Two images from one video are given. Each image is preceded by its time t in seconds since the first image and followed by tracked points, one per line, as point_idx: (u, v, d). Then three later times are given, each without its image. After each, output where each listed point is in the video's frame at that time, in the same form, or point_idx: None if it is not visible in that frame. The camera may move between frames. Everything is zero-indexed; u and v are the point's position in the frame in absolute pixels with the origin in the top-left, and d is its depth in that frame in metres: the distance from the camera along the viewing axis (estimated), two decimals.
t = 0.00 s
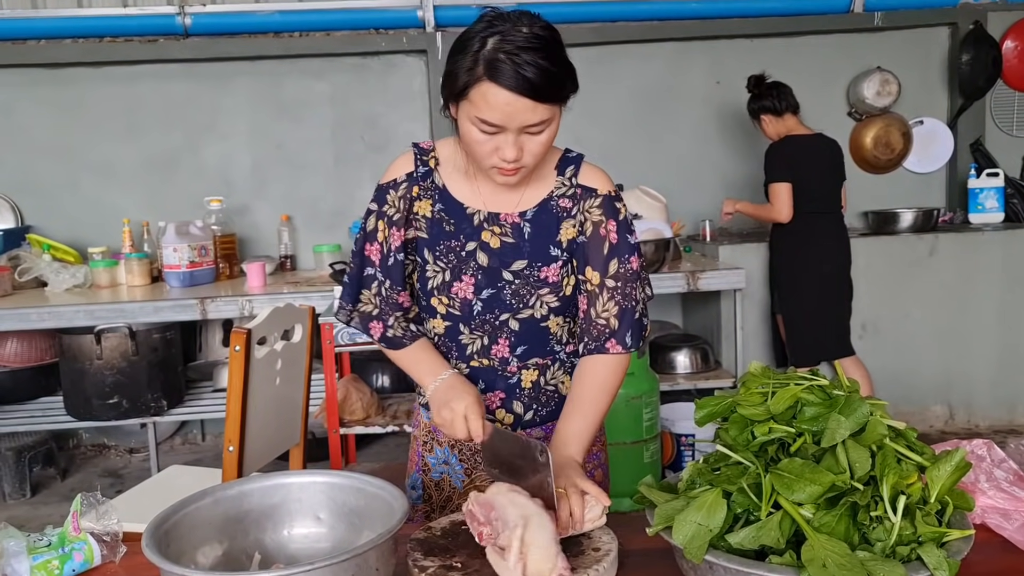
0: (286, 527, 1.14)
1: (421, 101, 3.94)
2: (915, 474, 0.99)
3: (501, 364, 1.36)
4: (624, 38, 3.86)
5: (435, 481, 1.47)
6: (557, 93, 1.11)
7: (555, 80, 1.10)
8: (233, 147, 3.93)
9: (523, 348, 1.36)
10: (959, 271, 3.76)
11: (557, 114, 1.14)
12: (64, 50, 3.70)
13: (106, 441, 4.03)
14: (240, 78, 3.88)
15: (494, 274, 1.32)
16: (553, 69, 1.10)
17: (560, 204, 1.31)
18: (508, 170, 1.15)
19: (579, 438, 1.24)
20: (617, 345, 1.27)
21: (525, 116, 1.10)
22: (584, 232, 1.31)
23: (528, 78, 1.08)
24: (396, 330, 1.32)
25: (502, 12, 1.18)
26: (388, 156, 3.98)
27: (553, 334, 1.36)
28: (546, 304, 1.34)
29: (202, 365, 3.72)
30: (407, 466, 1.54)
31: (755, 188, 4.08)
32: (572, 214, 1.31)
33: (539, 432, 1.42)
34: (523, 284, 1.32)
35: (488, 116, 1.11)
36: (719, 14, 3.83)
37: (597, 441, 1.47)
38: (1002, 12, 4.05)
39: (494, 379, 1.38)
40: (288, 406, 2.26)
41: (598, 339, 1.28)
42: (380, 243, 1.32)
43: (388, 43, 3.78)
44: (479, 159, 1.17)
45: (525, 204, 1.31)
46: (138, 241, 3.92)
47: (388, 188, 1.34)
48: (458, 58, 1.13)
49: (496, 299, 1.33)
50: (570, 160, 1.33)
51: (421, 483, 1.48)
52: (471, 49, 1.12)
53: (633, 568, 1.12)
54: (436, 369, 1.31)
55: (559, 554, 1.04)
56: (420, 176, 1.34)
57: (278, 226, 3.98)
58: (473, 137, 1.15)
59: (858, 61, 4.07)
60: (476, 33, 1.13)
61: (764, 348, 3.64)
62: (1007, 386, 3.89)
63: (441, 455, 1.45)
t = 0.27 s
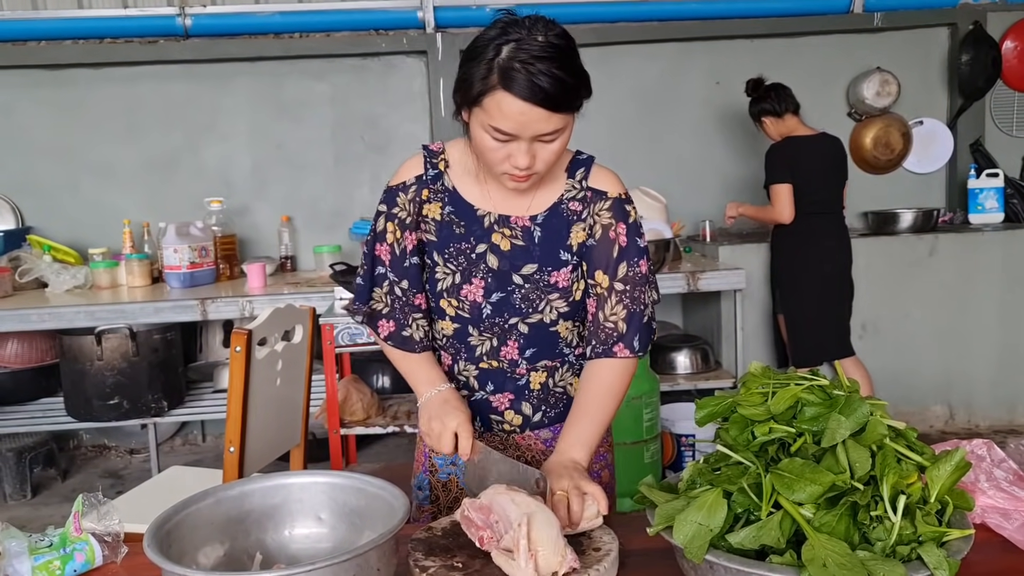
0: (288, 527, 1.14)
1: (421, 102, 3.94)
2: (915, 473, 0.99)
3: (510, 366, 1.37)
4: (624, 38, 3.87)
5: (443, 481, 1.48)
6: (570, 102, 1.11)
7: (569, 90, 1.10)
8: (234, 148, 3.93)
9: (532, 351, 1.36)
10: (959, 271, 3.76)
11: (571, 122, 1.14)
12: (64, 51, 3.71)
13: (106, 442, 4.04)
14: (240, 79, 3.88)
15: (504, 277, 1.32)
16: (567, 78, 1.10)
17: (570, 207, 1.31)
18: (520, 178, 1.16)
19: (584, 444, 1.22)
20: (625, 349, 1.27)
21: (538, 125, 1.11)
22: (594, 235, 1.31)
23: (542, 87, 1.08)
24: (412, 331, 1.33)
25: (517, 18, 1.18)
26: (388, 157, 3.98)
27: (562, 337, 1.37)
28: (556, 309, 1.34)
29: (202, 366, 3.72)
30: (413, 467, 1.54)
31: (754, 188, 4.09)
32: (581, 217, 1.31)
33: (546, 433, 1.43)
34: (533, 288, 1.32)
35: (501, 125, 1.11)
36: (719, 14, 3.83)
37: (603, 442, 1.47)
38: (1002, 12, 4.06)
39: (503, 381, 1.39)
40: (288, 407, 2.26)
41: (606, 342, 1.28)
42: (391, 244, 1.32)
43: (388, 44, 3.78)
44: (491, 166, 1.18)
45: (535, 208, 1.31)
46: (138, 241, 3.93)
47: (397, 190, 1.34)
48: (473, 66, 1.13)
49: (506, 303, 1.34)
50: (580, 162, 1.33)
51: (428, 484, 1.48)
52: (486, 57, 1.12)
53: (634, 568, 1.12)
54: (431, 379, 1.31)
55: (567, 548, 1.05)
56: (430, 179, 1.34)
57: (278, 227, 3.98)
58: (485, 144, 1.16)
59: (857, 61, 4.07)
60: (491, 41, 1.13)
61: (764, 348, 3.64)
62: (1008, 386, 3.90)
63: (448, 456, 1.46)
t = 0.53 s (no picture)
0: (290, 529, 1.15)
1: (421, 105, 3.95)
2: (915, 474, 0.99)
3: (512, 373, 1.37)
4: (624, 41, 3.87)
5: (443, 483, 1.48)
6: (577, 111, 1.12)
7: (575, 98, 1.10)
8: (235, 150, 3.93)
9: (535, 359, 1.37)
10: (960, 273, 3.76)
11: (576, 130, 1.15)
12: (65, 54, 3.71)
13: (106, 444, 4.03)
14: (241, 81, 3.89)
15: (509, 289, 1.32)
16: (573, 86, 1.10)
17: (574, 213, 1.32)
18: (523, 183, 1.17)
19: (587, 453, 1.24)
20: (628, 356, 1.28)
21: (544, 133, 1.11)
22: (597, 242, 1.32)
23: (549, 95, 1.08)
24: (427, 346, 1.31)
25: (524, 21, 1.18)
26: (389, 159, 3.98)
27: (565, 345, 1.37)
28: (561, 319, 1.34)
29: (203, 368, 3.73)
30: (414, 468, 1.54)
31: (754, 190, 4.09)
32: (585, 224, 1.32)
33: (547, 436, 1.43)
34: (538, 300, 1.32)
35: (506, 132, 1.12)
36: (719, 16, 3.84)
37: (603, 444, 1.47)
38: (1001, 14, 4.06)
39: (505, 387, 1.39)
40: (289, 408, 2.26)
41: (610, 349, 1.29)
42: (396, 259, 1.31)
43: (389, 46, 3.78)
44: (494, 170, 1.19)
45: (539, 216, 1.31)
46: (139, 244, 3.93)
47: (405, 202, 1.33)
48: (480, 70, 1.13)
49: (511, 315, 1.34)
50: (584, 168, 1.34)
51: (429, 485, 1.48)
52: (493, 63, 1.12)
53: (636, 568, 1.13)
54: (459, 422, 1.29)
55: (581, 550, 1.06)
56: (438, 190, 1.33)
57: (279, 229, 3.99)
58: (490, 149, 1.16)
59: (857, 63, 4.07)
60: (499, 46, 1.13)
61: (764, 350, 3.64)
62: (1008, 388, 3.90)
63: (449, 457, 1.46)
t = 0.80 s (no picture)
0: (290, 529, 1.15)
1: (420, 106, 3.95)
2: (915, 474, 0.99)
3: (513, 376, 1.37)
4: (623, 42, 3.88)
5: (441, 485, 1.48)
6: (577, 117, 1.12)
7: (576, 105, 1.10)
8: (234, 152, 3.94)
9: (536, 362, 1.37)
10: (958, 274, 3.77)
11: (577, 136, 1.15)
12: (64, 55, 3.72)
13: (106, 445, 4.04)
14: (240, 83, 3.89)
15: (510, 293, 1.32)
16: (575, 92, 1.10)
17: (577, 220, 1.32)
18: (523, 188, 1.17)
19: (589, 458, 1.25)
20: (632, 363, 1.28)
21: (544, 139, 1.11)
22: (600, 249, 1.32)
23: (550, 102, 1.08)
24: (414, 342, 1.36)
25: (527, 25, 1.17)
26: (388, 161, 3.99)
27: (565, 348, 1.37)
28: (562, 324, 1.34)
29: (202, 369, 3.73)
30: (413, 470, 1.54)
31: (753, 191, 4.10)
32: (587, 231, 1.32)
33: (547, 437, 1.42)
34: (540, 304, 1.33)
35: (507, 138, 1.12)
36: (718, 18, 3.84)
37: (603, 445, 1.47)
38: (1000, 16, 4.07)
39: (506, 391, 1.39)
40: (289, 409, 2.26)
41: (613, 355, 1.29)
42: (393, 255, 1.32)
43: (388, 48, 3.78)
44: (495, 175, 1.19)
45: (540, 222, 1.31)
46: (138, 245, 3.93)
47: (402, 201, 1.34)
48: (481, 75, 1.13)
49: (512, 318, 1.34)
50: (586, 174, 1.34)
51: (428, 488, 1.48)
52: (494, 68, 1.12)
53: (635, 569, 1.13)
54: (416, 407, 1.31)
55: (574, 550, 1.06)
56: (438, 192, 1.34)
57: (278, 231, 3.99)
58: (490, 154, 1.17)
59: (856, 64, 4.08)
60: (500, 51, 1.13)
61: (763, 351, 3.65)
62: (1007, 389, 3.90)
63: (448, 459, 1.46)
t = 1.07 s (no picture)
0: (288, 528, 1.15)
1: (418, 106, 3.95)
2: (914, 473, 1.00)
3: (495, 371, 1.38)
4: (621, 43, 3.88)
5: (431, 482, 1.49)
6: (550, 104, 1.13)
7: (548, 92, 1.11)
8: (233, 152, 3.94)
9: (518, 355, 1.37)
10: (956, 274, 3.77)
11: (551, 124, 1.15)
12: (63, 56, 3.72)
13: (105, 446, 4.04)
14: (239, 83, 3.89)
15: (489, 285, 1.33)
16: (546, 80, 1.11)
17: (558, 213, 1.32)
18: (500, 178, 1.17)
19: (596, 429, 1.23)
20: (625, 350, 1.27)
21: (517, 127, 1.12)
22: (585, 242, 1.32)
23: (522, 88, 1.09)
24: (406, 345, 1.35)
25: (500, 19, 1.19)
26: (386, 161, 3.99)
27: (547, 342, 1.37)
28: (541, 314, 1.35)
29: (201, 370, 3.73)
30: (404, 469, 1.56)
31: (752, 191, 4.10)
32: (570, 223, 1.32)
33: (533, 435, 1.42)
34: (518, 294, 1.34)
35: (480, 125, 1.13)
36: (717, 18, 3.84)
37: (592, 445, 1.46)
38: (998, 16, 4.07)
39: (488, 386, 1.39)
40: (288, 409, 2.26)
41: (608, 345, 1.28)
42: (380, 256, 1.34)
43: (387, 48, 3.78)
44: (472, 166, 1.19)
45: (523, 212, 1.32)
46: (137, 245, 3.93)
47: (385, 202, 1.35)
48: (454, 65, 1.14)
49: (491, 310, 1.35)
50: (568, 167, 1.34)
51: (417, 486, 1.49)
52: (466, 57, 1.13)
53: (634, 568, 1.13)
54: (424, 414, 1.30)
55: (572, 548, 1.06)
56: (417, 190, 1.35)
57: (277, 231, 3.99)
58: (465, 144, 1.17)
59: (854, 65, 4.09)
60: (472, 41, 1.14)
61: (761, 351, 3.65)
62: (1004, 389, 3.91)
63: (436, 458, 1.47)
